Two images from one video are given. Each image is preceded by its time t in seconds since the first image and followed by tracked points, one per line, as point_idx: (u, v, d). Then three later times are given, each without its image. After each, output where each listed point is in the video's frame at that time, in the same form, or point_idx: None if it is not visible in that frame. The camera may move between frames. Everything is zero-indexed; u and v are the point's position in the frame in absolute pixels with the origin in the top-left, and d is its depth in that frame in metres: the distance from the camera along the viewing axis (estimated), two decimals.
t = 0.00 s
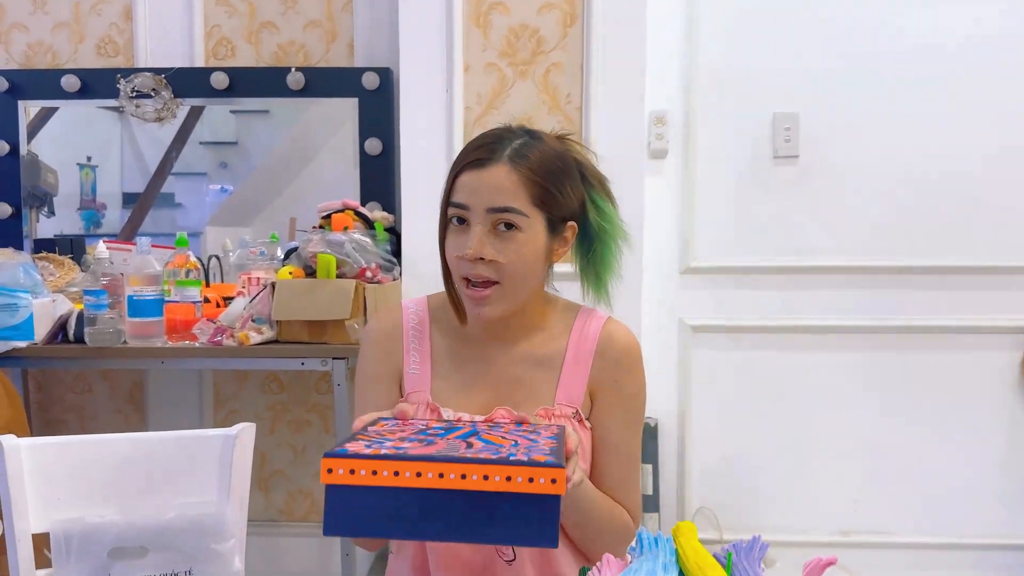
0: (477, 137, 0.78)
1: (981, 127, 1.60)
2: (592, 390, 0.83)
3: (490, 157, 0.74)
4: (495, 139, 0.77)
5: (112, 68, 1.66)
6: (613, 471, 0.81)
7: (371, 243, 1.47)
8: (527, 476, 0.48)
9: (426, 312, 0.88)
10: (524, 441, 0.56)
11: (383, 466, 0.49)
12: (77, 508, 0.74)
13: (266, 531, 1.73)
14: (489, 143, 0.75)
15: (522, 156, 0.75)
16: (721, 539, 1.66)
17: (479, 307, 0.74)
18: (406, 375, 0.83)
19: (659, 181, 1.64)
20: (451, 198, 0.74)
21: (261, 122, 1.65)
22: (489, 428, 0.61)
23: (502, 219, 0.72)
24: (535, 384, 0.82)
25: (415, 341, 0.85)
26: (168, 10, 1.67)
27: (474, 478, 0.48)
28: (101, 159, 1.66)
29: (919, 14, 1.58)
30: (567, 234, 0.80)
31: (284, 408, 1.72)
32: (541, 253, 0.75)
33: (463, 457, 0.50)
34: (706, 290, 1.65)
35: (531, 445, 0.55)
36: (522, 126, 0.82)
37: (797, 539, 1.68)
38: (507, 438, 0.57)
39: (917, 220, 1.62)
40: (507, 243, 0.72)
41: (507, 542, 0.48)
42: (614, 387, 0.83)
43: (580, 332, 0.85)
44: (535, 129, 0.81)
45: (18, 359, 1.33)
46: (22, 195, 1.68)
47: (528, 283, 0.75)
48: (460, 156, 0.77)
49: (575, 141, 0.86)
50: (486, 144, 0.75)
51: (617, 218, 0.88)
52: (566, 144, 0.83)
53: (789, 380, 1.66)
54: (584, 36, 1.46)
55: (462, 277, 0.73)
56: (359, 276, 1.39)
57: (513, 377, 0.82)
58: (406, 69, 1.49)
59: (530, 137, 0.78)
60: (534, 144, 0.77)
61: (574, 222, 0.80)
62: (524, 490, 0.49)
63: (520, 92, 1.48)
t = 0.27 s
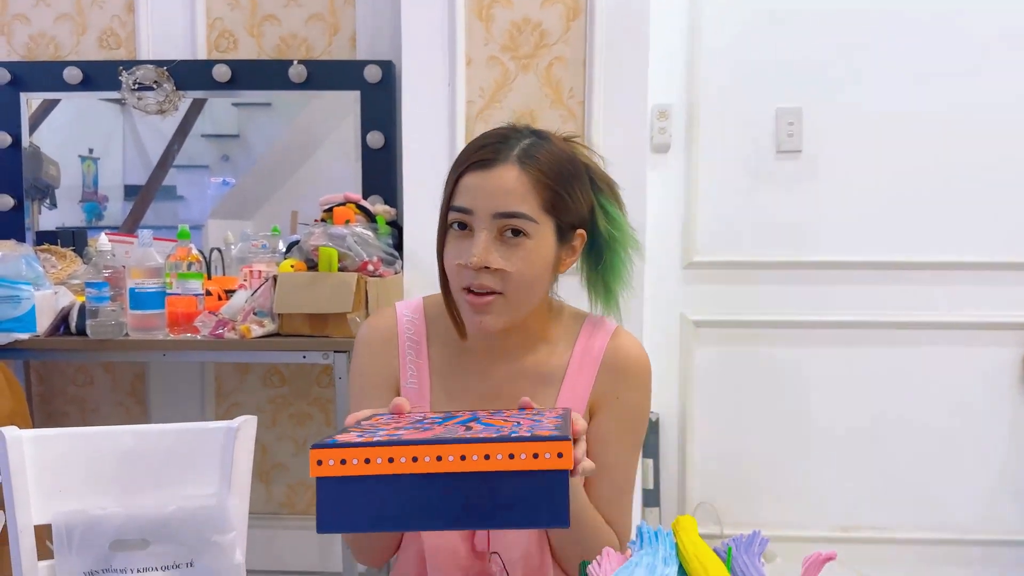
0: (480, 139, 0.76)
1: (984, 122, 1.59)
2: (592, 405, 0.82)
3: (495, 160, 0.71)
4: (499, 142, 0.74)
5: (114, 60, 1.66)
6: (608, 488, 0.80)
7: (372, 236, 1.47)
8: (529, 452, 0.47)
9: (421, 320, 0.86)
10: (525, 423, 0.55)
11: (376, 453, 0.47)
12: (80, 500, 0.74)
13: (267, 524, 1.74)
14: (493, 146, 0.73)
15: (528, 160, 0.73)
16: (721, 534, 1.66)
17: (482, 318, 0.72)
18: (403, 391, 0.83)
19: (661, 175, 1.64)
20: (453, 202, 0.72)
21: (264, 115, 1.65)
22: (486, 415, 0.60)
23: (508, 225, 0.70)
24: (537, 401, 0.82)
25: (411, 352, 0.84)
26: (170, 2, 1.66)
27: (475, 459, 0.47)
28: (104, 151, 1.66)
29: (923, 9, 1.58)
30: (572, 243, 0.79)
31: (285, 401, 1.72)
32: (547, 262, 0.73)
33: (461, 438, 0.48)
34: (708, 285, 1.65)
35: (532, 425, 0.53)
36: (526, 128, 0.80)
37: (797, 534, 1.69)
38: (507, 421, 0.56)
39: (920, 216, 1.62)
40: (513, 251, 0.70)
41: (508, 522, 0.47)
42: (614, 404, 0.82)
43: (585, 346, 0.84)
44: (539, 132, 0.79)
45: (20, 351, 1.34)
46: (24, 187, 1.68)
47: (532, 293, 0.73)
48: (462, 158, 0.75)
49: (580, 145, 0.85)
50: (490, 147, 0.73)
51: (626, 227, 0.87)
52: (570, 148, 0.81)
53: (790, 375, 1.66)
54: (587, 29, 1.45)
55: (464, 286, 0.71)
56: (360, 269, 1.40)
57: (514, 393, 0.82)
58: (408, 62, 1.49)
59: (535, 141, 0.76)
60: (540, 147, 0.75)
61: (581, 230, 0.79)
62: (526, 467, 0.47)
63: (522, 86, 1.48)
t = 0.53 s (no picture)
0: (477, 144, 0.73)
1: (987, 116, 1.59)
2: (591, 427, 0.82)
3: (494, 170, 0.68)
4: (497, 150, 0.71)
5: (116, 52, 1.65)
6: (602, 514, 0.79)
7: (374, 229, 1.47)
8: (547, 500, 0.39)
9: (407, 337, 0.83)
10: (535, 457, 0.47)
11: (380, 499, 0.39)
12: (82, 491, 0.74)
13: (269, 516, 1.74)
14: (491, 156, 0.70)
15: (528, 171, 0.70)
16: (722, 528, 1.67)
17: (474, 339, 0.69)
18: (391, 415, 0.81)
19: (664, 168, 1.64)
20: (446, 213, 0.68)
21: (266, 108, 1.65)
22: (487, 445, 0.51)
23: (506, 240, 0.67)
24: (533, 423, 0.81)
25: (398, 373, 0.82)
26: None
27: (490, 507, 0.39)
28: (106, 144, 1.66)
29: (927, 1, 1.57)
30: (573, 260, 0.76)
31: (287, 394, 1.72)
32: (545, 279, 0.70)
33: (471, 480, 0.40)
34: (710, 278, 1.65)
35: (544, 461, 0.46)
36: (527, 137, 0.77)
37: (798, 527, 1.69)
38: (512, 455, 0.48)
39: (923, 209, 1.61)
40: (509, 268, 0.67)
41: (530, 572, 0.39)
42: (614, 427, 0.81)
43: (582, 367, 0.82)
44: (540, 142, 0.76)
45: (24, 343, 1.34)
46: (26, 180, 1.68)
47: (529, 312, 0.70)
48: (458, 166, 0.71)
49: (583, 158, 0.82)
50: (487, 156, 0.69)
51: (629, 243, 0.83)
52: (571, 160, 0.78)
53: (792, 369, 1.66)
54: (590, 22, 1.45)
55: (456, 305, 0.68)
56: (363, 262, 1.40)
57: (508, 416, 0.81)
58: (410, 55, 1.48)
59: (535, 151, 0.73)
60: (541, 157, 0.72)
61: (584, 247, 0.76)
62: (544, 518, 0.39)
63: (525, 78, 1.48)
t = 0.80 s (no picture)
0: (475, 145, 0.72)
1: (991, 108, 1.58)
2: (591, 432, 0.81)
3: (492, 173, 0.67)
4: (495, 152, 0.70)
5: (116, 43, 1.65)
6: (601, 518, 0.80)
7: (375, 221, 1.47)
8: (544, 539, 0.40)
9: (407, 337, 0.83)
10: (532, 485, 0.48)
11: (375, 535, 0.40)
12: (83, 482, 0.74)
13: (269, 508, 1.74)
14: (489, 158, 0.69)
15: (526, 174, 0.69)
16: (722, 520, 1.67)
17: (469, 345, 0.69)
18: (389, 418, 0.81)
19: (666, 160, 1.63)
20: (442, 216, 0.68)
21: (266, 99, 1.65)
22: (486, 467, 0.53)
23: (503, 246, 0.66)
24: (532, 428, 0.81)
25: (397, 375, 0.81)
26: None
27: (484, 545, 0.40)
28: (106, 135, 1.66)
29: None
30: (575, 265, 0.75)
31: (287, 386, 1.72)
32: (542, 284, 0.70)
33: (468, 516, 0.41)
34: (712, 270, 1.64)
35: (541, 490, 0.47)
36: (527, 135, 0.76)
37: (799, 520, 1.69)
38: (509, 481, 0.49)
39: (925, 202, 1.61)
40: (506, 273, 0.67)
41: None
42: (614, 432, 0.81)
43: (583, 371, 0.81)
44: (540, 142, 0.75)
45: (24, 335, 1.34)
46: (27, 171, 1.68)
47: (526, 318, 0.70)
48: (454, 167, 0.70)
49: (586, 159, 0.80)
50: (485, 158, 0.68)
51: (631, 247, 0.81)
52: (573, 160, 0.76)
53: (793, 361, 1.66)
54: (592, 13, 1.45)
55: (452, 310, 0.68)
56: (364, 254, 1.39)
57: (507, 421, 0.80)
58: (411, 46, 1.48)
59: (535, 152, 0.72)
60: (539, 159, 0.71)
61: (585, 252, 0.75)
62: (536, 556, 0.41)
63: (526, 69, 1.47)
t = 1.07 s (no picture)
0: (484, 126, 0.74)
1: (992, 104, 1.58)
2: (591, 417, 0.81)
3: (500, 145, 0.69)
4: (503, 129, 0.72)
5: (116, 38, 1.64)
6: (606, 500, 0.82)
7: (376, 217, 1.47)
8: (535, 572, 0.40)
9: (412, 319, 0.83)
10: (530, 507, 0.48)
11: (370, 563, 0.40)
12: (84, 478, 0.74)
13: (269, 503, 1.74)
14: (497, 133, 0.71)
15: (533, 147, 0.70)
16: (722, 516, 1.67)
17: (473, 315, 0.68)
18: (394, 400, 0.81)
19: (666, 156, 1.63)
20: (450, 188, 0.69)
21: (266, 94, 1.64)
22: (485, 481, 0.52)
23: (509, 213, 0.67)
24: (535, 411, 0.80)
25: (401, 357, 0.81)
26: None
27: None
28: (106, 131, 1.65)
29: None
30: (577, 243, 0.75)
31: (287, 381, 1.72)
32: (547, 258, 0.70)
33: (460, 547, 0.41)
34: (712, 267, 1.64)
35: (539, 516, 0.46)
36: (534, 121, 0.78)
37: (798, 516, 1.69)
38: (508, 501, 0.48)
39: (925, 198, 1.61)
40: (511, 241, 0.67)
41: None
42: (614, 418, 0.81)
43: (585, 353, 0.81)
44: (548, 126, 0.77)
45: (24, 331, 1.34)
46: (27, 167, 1.67)
47: (529, 290, 0.69)
48: (463, 144, 0.72)
49: (591, 145, 0.82)
50: (494, 132, 0.70)
51: (633, 229, 0.81)
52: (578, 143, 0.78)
53: (793, 358, 1.66)
54: (593, 9, 1.44)
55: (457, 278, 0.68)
56: (364, 250, 1.39)
57: (510, 405, 0.80)
58: (412, 41, 1.47)
59: (542, 131, 0.74)
60: (545, 135, 0.72)
61: (586, 231, 0.76)
62: None
63: (527, 65, 1.47)
